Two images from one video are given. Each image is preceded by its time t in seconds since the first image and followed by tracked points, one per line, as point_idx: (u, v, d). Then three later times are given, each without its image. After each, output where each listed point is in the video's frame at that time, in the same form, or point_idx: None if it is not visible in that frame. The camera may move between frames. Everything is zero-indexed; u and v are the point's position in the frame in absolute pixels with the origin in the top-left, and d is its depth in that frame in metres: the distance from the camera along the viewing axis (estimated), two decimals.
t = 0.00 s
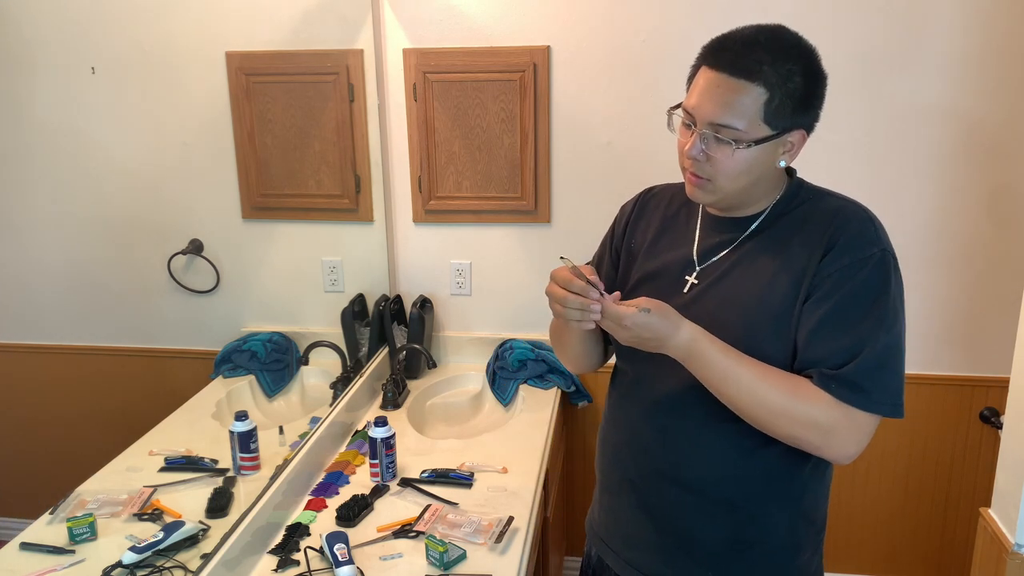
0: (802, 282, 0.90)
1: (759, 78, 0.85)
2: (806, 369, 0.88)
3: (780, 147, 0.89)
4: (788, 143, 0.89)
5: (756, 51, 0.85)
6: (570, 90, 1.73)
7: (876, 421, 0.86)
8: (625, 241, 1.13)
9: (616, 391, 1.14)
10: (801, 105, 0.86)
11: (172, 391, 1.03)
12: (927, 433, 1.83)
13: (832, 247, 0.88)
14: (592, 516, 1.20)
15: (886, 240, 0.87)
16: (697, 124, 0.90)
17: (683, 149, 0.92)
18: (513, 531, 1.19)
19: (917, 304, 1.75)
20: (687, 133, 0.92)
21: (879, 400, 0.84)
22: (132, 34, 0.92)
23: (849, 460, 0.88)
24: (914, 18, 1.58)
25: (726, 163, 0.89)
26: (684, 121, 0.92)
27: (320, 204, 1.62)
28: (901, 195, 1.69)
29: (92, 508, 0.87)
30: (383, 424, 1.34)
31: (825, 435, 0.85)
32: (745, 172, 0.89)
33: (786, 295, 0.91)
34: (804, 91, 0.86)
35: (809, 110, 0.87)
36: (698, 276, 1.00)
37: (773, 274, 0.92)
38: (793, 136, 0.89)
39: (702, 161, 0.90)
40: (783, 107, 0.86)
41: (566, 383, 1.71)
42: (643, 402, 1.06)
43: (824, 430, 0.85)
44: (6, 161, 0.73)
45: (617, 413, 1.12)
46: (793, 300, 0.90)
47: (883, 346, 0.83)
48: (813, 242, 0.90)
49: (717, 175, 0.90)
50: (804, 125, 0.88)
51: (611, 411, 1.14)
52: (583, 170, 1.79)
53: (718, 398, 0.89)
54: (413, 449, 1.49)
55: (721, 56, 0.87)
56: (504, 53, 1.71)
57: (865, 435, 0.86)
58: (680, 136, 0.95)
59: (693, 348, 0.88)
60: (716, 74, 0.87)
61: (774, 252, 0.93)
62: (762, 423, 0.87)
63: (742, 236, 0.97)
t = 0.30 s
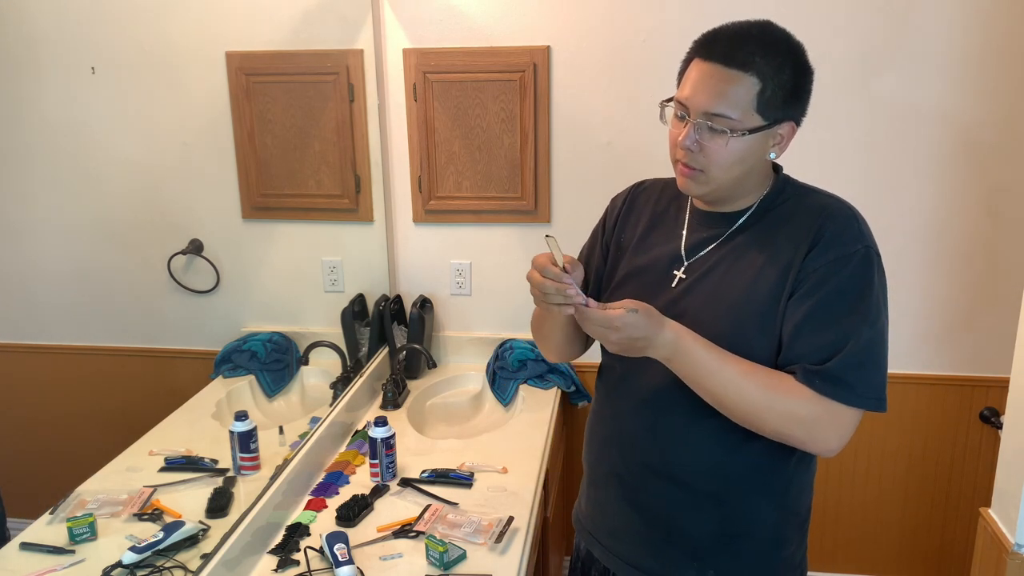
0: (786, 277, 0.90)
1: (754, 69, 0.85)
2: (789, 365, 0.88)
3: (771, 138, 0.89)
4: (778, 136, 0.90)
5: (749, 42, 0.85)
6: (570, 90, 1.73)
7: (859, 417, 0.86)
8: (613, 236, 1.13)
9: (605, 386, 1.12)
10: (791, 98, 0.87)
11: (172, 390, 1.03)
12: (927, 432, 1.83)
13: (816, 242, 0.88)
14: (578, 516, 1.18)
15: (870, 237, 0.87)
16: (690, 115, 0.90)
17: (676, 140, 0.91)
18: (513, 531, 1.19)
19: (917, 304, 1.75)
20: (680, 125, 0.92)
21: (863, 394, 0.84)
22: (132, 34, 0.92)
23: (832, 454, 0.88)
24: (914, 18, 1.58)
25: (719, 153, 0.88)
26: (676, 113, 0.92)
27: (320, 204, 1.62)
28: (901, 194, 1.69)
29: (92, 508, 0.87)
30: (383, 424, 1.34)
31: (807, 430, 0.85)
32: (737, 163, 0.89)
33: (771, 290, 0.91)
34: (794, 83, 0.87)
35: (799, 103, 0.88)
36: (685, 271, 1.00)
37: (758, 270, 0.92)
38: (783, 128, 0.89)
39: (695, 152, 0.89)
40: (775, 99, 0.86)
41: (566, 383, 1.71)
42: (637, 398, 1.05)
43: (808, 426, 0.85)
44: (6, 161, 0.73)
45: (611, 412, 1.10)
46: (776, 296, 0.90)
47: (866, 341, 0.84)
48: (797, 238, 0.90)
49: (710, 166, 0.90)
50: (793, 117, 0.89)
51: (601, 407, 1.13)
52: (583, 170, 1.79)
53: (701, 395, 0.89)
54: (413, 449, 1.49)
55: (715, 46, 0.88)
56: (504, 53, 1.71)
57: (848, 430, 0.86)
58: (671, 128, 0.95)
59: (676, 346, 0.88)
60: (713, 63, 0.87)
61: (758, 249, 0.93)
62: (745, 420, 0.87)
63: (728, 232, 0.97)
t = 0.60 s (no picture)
0: (788, 277, 0.90)
1: (762, 64, 0.86)
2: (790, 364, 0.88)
3: (777, 135, 0.89)
4: (784, 133, 0.90)
5: (758, 37, 0.86)
6: (571, 90, 1.73)
7: (860, 415, 0.86)
8: (613, 233, 1.12)
9: (600, 386, 1.11)
10: (797, 94, 0.88)
11: (172, 390, 1.03)
12: (928, 432, 1.83)
13: (818, 242, 0.88)
14: (574, 516, 1.18)
15: (871, 237, 0.87)
16: (699, 110, 0.90)
17: (685, 135, 0.91)
18: (513, 531, 1.19)
19: (917, 303, 1.75)
20: (688, 120, 0.91)
21: (864, 393, 0.84)
22: (132, 34, 0.92)
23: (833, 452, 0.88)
24: (915, 17, 1.58)
25: (729, 147, 0.88)
26: (683, 109, 0.92)
27: (320, 204, 1.62)
28: (901, 194, 1.69)
29: (92, 508, 0.87)
30: (383, 424, 1.34)
31: (809, 430, 0.85)
32: (746, 159, 0.89)
33: (772, 290, 0.91)
34: (800, 80, 0.88)
35: (804, 100, 0.89)
36: (688, 270, 1.00)
37: (760, 270, 0.92)
38: (789, 125, 0.90)
39: (705, 147, 0.89)
40: (783, 94, 0.87)
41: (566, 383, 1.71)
42: (636, 398, 1.04)
43: (808, 427, 0.85)
44: (6, 160, 0.73)
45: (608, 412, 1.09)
46: (778, 297, 0.90)
47: (867, 341, 0.84)
48: (799, 238, 0.90)
49: (719, 161, 0.89)
50: (798, 115, 0.90)
51: (598, 406, 1.13)
52: (584, 170, 1.79)
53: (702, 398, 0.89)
54: (413, 449, 1.49)
55: (723, 43, 0.88)
56: (504, 53, 1.71)
57: (848, 429, 0.87)
58: (677, 125, 0.94)
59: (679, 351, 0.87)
60: (720, 59, 0.88)
61: (760, 249, 0.93)
62: (746, 421, 0.87)
63: (730, 231, 0.97)
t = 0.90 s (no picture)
0: (811, 280, 0.90)
1: (790, 59, 0.87)
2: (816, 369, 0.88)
3: (801, 133, 0.90)
4: (806, 131, 0.91)
5: (788, 35, 0.87)
6: (570, 90, 1.73)
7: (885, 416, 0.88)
8: (621, 235, 1.10)
9: (609, 391, 1.11)
10: (820, 92, 0.89)
11: (172, 390, 1.03)
12: (928, 432, 1.83)
13: (842, 247, 0.89)
14: (583, 523, 1.17)
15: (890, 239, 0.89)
16: (727, 105, 0.90)
17: (711, 130, 0.91)
18: (513, 531, 1.19)
19: (917, 303, 1.75)
20: (714, 115, 0.92)
21: (892, 395, 0.85)
22: (132, 33, 0.92)
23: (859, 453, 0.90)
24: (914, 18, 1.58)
25: (757, 143, 0.89)
26: (709, 104, 0.92)
27: (320, 204, 1.62)
28: (902, 194, 1.69)
29: (92, 508, 0.87)
30: (383, 424, 1.34)
31: (840, 435, 0.86)
32: (771, 156, 0.90)
33: (796, 292, 0.91)
34: (824, 80, 0.89)
35: (826, 100, 0.91)
36: (707, 272, 0.98)
37: (782, 273, 0.92)
38: (812, 124, 0.91)
39: (733, 141, 0.89)
40: (809, 92, 0.88)
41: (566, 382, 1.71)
42: (643, 393, 1.05)
43: (841, 431, 0.86)
44: (6, 161, 0.73)
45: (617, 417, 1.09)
46: (801, 301, 0.90)
47: (894, 343, 0.85)
48: (821, 242, 0.90)
49: (746, 157, 0.89)
50: (820, 114, 0.91)
51: (607, 411, 1.12)
52: (583, 170, 1.79)
53: (734, 407, 0.88)
54: (413, 449, 1.49)
55: (752, 39, 0.89)
56: (504, 53, 1.71)
57: (875, 430, 0.88)
58: (699, 121, 0.94)
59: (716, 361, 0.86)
60: (748, 54, 0.89)
61: (781, 252, 0.93)
62: (777, 428, 0.87)
63: (746, 233, 0.96)
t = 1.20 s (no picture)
0: (849, 280, 0.90)
1: (821, 57, 0.89)
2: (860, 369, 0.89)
3: (826, 135, 0.91)
4: (829, 133, 0.92)
5: (818, 37, 0.89)
6: (570, 90, 1.73)
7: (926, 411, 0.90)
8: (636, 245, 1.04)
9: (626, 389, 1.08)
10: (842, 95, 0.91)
11: (172, 390, 1.03)
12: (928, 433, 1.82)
13: (876, 246, 0.90)
14: (608, 549, 1.12)
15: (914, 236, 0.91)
16: (761, 101, 0.90)
17: (746, 123, 0.89)
18: (513, 531, 1.19)
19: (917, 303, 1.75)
20: (746, 110, 0.90)
21: (935, 389, 0.87)
22: (132, 33, 0.92)
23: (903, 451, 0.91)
24: (914, 18, 1.58)
25: (793, 138, 0.88)
26: (739, 100, 0.91)
27: (320, 204, 1.62)
28: (902, 194, 1.69)
29: (92, 508, 0.87)
30: (383, 424, 1.34)
31: (894, 435, 0.87)
32: (802, 154, 0.89)
33: (834, 294, 0.90)
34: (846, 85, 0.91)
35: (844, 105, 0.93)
36: (738, 278, 0.95)
37: (818, 274, 0.91)
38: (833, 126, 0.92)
39: (771, 135, 0.88)
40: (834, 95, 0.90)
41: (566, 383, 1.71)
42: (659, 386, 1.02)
43: (898, 431, 0.87)
44: (7, 162, 0.73)
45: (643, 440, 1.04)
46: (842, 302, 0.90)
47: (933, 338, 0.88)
48: (852, 242, 0.91)
49: (781, 152, 0.88)
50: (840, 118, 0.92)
51: (628, 429, 1.08)
52: (583, 170, 1.79)
53: (797, 418, 0.86)
54: (413, 449, 1.49)
55: (784, 39, 0.90)
56: (504, 53, 1.71)
57: (920, 427, 0.90)
58: (725, 116, 0.93)
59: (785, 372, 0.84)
60: (778, 52, 0.90)
61: (814, 254, 0.92)
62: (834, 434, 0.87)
63: (774, 236, 0.95)
